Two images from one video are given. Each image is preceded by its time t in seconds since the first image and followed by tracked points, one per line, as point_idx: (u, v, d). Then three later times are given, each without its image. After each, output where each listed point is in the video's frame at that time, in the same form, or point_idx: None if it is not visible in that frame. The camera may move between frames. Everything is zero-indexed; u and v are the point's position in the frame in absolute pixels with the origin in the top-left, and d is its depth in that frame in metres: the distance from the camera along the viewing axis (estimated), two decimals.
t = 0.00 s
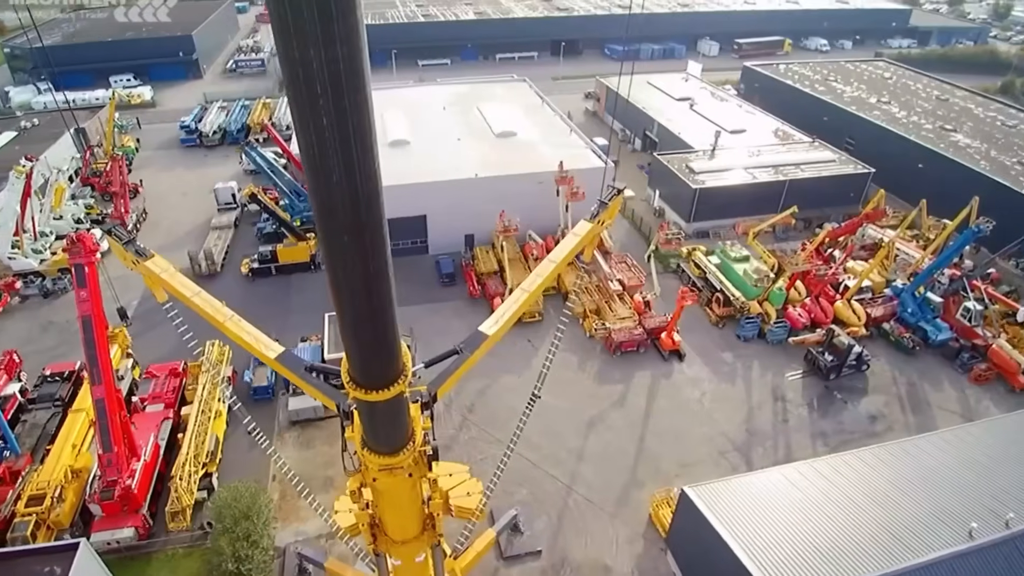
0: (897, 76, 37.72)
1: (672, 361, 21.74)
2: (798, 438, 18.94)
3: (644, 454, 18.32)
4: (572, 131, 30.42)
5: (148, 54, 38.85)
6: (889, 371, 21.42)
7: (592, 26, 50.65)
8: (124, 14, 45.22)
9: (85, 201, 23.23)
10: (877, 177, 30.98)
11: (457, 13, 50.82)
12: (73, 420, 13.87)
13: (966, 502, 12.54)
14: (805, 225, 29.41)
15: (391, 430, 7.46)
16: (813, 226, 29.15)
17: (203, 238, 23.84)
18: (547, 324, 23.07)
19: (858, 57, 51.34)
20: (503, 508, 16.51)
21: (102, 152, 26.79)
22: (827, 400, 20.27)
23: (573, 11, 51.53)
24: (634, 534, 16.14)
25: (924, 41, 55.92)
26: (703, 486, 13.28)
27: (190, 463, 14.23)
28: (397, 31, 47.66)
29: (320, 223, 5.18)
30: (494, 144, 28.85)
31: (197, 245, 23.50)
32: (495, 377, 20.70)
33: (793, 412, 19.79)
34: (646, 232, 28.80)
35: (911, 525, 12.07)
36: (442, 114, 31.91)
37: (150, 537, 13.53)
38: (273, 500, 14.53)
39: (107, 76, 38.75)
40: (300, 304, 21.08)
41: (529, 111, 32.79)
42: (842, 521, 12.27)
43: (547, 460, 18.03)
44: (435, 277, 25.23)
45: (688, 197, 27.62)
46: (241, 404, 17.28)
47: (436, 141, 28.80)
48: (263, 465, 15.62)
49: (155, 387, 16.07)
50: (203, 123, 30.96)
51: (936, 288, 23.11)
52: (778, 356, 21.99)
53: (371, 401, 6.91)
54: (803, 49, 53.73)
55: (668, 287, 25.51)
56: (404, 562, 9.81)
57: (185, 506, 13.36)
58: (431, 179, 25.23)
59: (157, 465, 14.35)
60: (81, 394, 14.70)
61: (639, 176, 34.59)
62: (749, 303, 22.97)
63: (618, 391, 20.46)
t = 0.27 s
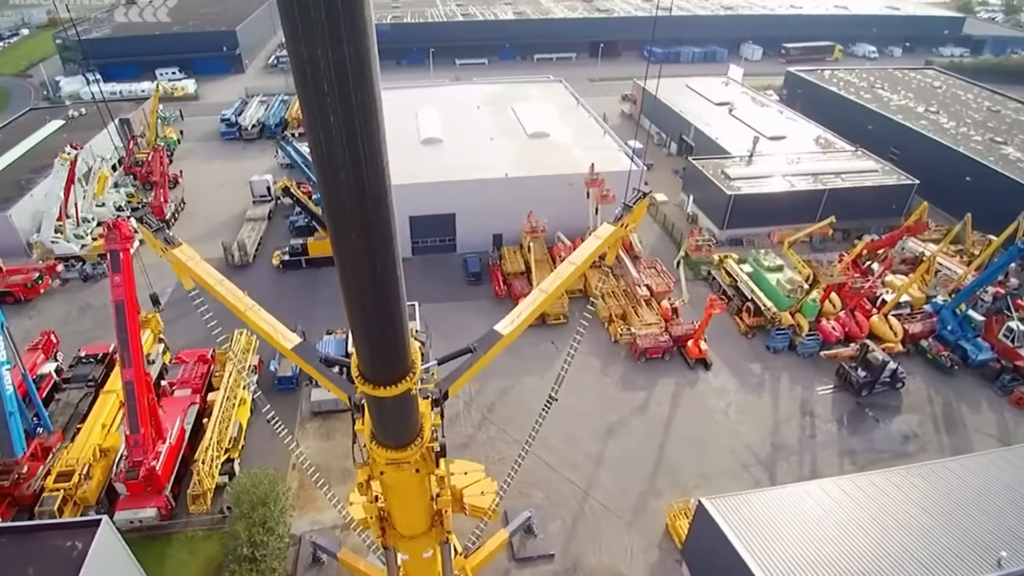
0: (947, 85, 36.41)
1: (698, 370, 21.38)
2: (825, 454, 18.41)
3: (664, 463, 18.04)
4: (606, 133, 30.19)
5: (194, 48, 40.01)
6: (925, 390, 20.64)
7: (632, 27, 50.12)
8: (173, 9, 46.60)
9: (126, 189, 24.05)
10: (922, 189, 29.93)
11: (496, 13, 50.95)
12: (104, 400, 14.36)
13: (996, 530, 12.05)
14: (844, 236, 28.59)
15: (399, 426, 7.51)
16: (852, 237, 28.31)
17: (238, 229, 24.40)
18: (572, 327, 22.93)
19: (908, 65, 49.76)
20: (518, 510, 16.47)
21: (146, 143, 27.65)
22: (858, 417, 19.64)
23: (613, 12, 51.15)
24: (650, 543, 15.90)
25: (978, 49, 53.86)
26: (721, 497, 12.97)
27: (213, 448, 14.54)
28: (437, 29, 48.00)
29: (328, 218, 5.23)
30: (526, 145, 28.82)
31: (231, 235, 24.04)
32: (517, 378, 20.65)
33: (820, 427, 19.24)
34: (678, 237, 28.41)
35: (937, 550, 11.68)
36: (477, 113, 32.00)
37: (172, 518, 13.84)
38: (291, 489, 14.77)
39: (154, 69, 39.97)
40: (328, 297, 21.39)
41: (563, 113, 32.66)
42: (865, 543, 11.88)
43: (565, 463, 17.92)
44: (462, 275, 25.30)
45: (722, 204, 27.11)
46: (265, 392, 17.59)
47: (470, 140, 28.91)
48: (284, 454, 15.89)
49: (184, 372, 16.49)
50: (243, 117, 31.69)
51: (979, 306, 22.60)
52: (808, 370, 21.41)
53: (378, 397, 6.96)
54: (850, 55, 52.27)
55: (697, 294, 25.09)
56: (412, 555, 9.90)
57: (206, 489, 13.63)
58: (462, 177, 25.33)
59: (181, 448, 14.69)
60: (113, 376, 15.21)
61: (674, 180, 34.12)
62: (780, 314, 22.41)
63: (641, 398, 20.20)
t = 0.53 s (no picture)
0: (994, 95, 35.15)
1: (720, 379, 21.02)
2: (848, 470, 17.92)
3: (681, 472, 17.78)
4: (637, 136, 29.90)
5: (233, 44, 40.88)
6: (957, 408, 19.94)
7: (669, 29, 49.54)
8: (215, 4, 47.72)
9: (162, 180, 24.73)
10: (963, 200, 28.94)
11: (531, 12, 50.91)
12: (131, 384, 14.76)
13: None
14: (879, 247, 27.79)
15: (405, 421, 7.55)
16: (887, 248, 27.51)
17: (267, 222, 24.87)
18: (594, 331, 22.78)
19: (954, 73, 48.19)
20: (530, 512, 16.41)
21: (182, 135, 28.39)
22: (885, 434, 19.07)
23: (650, 13, 50.63)
24: (662, 552, 15.69)
25: None
26: (737, 510, 12.68)
27: (233, 436, 14.81)
28: (471, 28, 48.22)
29: (334, 214, 5.31)
30: (555, 145, 28.71)
31: (261, 228, 24.51)
32: (535, 379, 20.58)
33: (845, 442, 18.73)
34: (706, 243, 28.00)
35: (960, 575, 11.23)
36: (507, 113, 32.03)
37: (190, 502, 14.15)
38: (307, 480, 14.98)
39: (194, 63, 40.96)
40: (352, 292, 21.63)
41: (593, 114, 32.45)
42: (884, 564, 11.50)
43: (579, 467, 17.80)
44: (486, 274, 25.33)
45: (753, 211, 26.60)
46: (287, 383, 17.88)
47: (499, 139, 28.94)
48: (301, 444, 16.12)
49: (208, 360, 16.85)
50: (277, 112, 32.29)
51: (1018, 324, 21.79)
52: (835, 383, 20.85)
53: (384, 393, 7.02)
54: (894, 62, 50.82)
55: (723, 301, 24.67)
56: (418, 551, 9.95)
57: (224, 475, 13.91)
58: (489, 177, 25.35)
59: (202, 434, 15.01)
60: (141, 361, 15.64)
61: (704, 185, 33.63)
62: (809, 324, 21.87)
63: (660, 405, 19.95)
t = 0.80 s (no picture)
0: None
1: (742, 389, 20.65)
2: (871, 487, 17.45)
3: (697, 481, 17.54)
4: (666, 139, 29.55)
5: (269, 40, 41.64)
6: (988, 428, 19.27)
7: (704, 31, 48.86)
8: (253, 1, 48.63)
9: (195, 172, 25.49)
10: (1004, 214, 27.94)
11: (564, 13, 50.75)
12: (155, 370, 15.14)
13: None
14: (914, 259, 27.00)
15: (409, 416, 7.63)
16: (922, 261, 26.71)
17: (295, 216, 25.25)
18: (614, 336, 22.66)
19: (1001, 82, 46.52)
20: (541, 514, 16.36)
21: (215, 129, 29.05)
22: (911, 452, 18.51)
23: (685, 15, 49.95)
24: (673, 561, 15.48)
25: None
26: (751, 521, 12.42)
27: (251, 424, 15.06)
28: (504, 28, 48.30)
29: (339, 209, 5.46)
30: (581, 147, 28.56)
31: (289, 221, 24.91)
32: (553, 381, 20.49)
33: (869, 458, 18.23)
34: (733, 249, 27.55)
35: None
36: (535, 114, 31.96)
37: (208, 488, 14.43)
38: (320, 472, 15.17)
39: (231, 59, 41.77)
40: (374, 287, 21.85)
41: (622, 116, 32.20)
42: None
43: (593, 471, 17.68)
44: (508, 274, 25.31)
45: (784, 218, 26.06)
46: (306, 375, 18.14)
47: (526, 140, 28.89)
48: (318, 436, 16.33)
49: (231, 349, 17.16)
50: (309, 108, 32.80)
51: None
52: (861, 397, 20.31)
53: (388, 387, 7.14)
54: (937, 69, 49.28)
55: (749, 309, 24.23)
56: (422, 546, 10.02)
57: (241, 463, 14.16)
58: (515, 176, 25.33)
59: (222, 422, 15.28)
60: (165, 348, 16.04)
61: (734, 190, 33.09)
62: (836, 336, 21.31)
63: (679, 412, 19.69)
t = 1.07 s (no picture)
0: None
1: (763, 398, 20.25)
2: (894, 504, 16.96)
3: (713, 489, 17.27)
4: (695, 142, 29.14)
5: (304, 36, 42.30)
6: (1020, 449, 18.59)
7: (740, 34, 48.05)
8: None
9: (226, 165, 26.24)
10: None
11: (598, 13, 50.50)
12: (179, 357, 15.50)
13: None
14: (949, 271, 26.18)
15: (414, 411, 7.70)
16: (957, 274, 25.89)
17: (321, 210, 25.60)
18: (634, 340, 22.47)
19: None
20: (553, 515, 16.30)
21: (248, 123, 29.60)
22: (938, 469, 17.94)
23: (721, 17, 49.20)
24: (685, 570, 15.28)
25: None
26: (765, 533, 12.16)
27: (268, 414, 15.28)
28: (537, 27, 48.21)
29: (344, 201, 5.61)
30: (609, 148, 28.37)
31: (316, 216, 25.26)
32: (570, 384, 20.37)
33: (893, 475, 17.71)
34: (760, 255, 27.08)
35: None
36: (564, 114, 31.81)
37: (225, 475, 14.69)
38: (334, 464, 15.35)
39: (266, 54, 42.54)
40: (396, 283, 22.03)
41: (650, 118, 31.88)
42: None
43: (607, 475, 17.53)
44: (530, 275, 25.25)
45: (815, 225, 25.45)
46: (326, 368, 18.38)
47: (553, 140, 28.79)
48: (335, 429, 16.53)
49: (253, 339, 17.43)
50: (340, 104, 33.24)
51: None
52: (888, 411, 19.75)
53: (393, 382, 7.24)
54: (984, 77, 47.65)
55: (774, 317, 23.76)
56: (428, 541, 10.07)
57: (257, 451, 14.37)
58: (540, 176, 25.25)
59: (242, 411, 15.54)
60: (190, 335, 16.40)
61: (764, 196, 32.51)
62: (864, 348, 20.73)
63: (697, 419, 19.40)
